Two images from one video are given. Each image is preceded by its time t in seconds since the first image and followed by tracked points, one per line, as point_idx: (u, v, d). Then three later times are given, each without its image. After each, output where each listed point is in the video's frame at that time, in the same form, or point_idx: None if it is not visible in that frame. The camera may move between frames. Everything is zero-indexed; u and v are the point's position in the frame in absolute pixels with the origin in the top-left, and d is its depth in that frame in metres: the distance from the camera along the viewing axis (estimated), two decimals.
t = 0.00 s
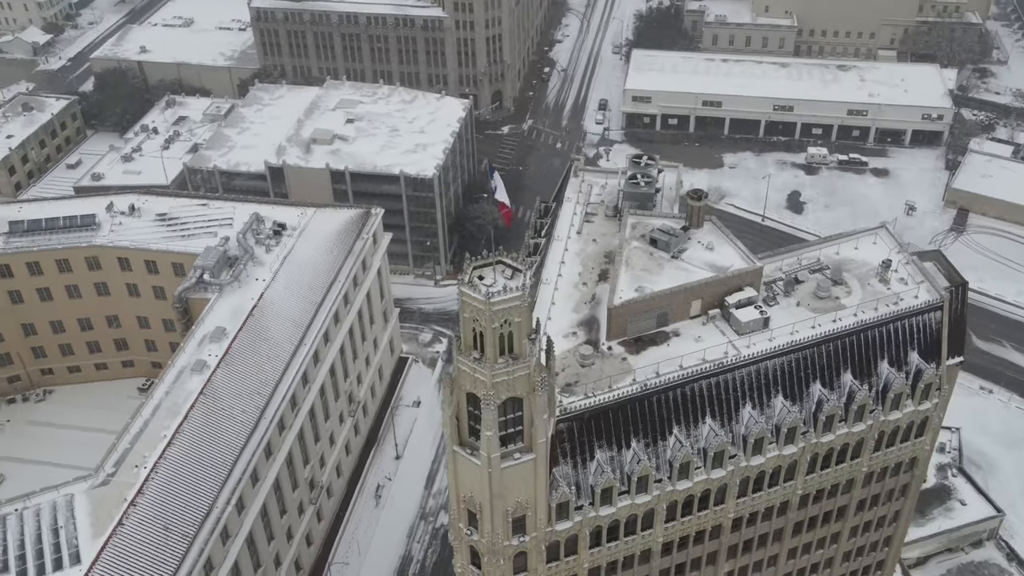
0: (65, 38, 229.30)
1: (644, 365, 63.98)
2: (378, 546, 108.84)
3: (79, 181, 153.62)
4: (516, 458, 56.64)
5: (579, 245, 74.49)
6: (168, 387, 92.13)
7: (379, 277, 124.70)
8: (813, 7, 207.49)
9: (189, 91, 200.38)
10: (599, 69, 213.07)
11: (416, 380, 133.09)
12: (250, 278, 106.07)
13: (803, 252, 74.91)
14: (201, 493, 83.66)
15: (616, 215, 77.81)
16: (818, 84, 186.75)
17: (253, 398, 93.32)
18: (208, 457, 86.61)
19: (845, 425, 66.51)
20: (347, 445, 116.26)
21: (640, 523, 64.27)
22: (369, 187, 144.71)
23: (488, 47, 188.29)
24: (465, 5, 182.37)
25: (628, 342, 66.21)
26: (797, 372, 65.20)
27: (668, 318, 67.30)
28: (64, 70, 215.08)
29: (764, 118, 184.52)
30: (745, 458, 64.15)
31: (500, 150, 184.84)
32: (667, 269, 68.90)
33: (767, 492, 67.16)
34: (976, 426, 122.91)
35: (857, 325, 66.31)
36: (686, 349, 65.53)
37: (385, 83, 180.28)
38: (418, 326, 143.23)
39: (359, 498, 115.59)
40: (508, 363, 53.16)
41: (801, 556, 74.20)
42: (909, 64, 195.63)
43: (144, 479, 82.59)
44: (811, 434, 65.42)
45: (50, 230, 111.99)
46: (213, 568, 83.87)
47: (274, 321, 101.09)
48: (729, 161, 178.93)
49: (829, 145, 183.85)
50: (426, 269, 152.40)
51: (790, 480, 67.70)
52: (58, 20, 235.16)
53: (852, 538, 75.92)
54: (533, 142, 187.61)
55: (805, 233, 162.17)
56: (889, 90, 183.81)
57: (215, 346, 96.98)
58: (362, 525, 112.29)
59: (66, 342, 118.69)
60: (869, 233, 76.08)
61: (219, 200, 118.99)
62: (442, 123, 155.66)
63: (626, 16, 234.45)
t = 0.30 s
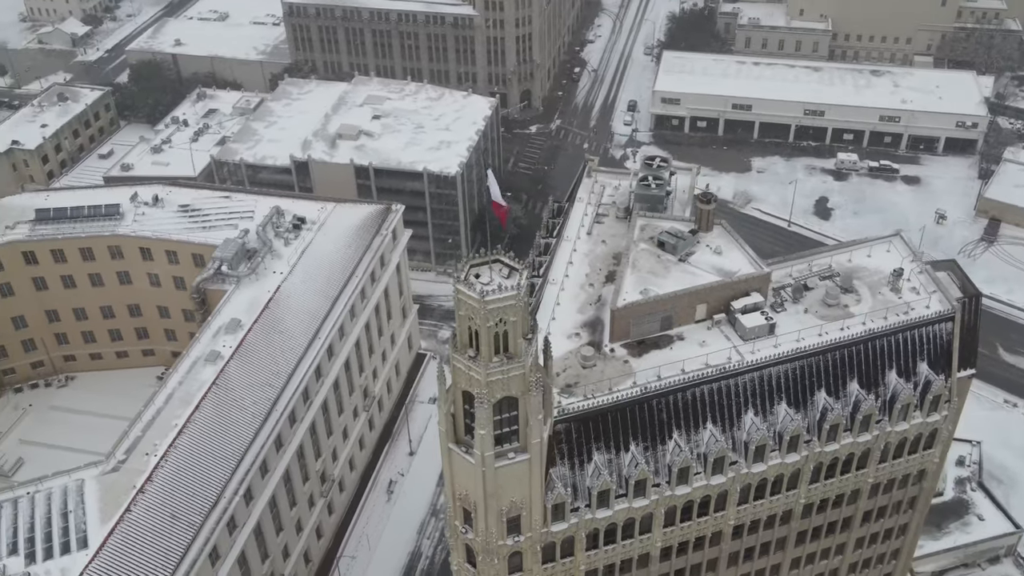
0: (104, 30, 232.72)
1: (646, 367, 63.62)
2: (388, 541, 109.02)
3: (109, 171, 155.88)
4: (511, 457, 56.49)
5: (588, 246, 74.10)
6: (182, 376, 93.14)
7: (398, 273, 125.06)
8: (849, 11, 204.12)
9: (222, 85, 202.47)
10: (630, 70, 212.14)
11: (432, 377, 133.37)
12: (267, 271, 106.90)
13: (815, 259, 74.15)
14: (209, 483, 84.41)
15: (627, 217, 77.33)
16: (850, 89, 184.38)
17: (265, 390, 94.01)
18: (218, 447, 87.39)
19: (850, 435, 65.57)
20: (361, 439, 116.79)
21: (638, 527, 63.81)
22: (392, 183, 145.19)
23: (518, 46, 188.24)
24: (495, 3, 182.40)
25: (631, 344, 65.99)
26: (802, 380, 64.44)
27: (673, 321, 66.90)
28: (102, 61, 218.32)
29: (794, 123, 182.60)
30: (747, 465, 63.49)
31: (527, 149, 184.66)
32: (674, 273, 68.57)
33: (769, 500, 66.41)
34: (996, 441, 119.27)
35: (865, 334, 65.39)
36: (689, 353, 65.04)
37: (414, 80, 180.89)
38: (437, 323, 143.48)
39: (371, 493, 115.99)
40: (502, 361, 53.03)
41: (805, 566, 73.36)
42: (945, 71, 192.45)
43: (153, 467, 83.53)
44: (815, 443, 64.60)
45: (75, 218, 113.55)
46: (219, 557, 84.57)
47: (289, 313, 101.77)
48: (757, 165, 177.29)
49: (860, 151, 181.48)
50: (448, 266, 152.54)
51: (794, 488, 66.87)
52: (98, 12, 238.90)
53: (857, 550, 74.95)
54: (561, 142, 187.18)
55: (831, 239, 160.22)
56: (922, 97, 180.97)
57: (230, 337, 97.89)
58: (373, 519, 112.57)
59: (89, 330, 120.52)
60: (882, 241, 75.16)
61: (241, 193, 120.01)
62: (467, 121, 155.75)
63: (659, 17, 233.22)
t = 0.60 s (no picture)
0: (137, 23, 235.45)
1: (644, 370, 63.32)
2: (395, 536, 109.25)
3: (135, 163, 157.77)
4: (503, 456, 56.36)
5: (594, 247, 73.75)
6: (192, 367, 94.01)
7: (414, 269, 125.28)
8: (882, 15, 201.75)
9: (250, 79, 204.20)
10: (657, 70, 211.06)
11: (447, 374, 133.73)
12: (282, 265, 107.57)
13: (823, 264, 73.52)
14: (215, 474, 85.08)
15: (635, 217, 76.84)
16: (879, 94, 182.03)
17: (275, 382, 94.56)
18: (224, 438, 88.04)
19: (852, 444, 64.69)
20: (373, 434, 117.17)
21: (633, 530, 63.44)
22: (412, 179, 145.53)
23: (544, 45, 187.97)
24: (522, 2, 182.24)
25: (631, 346, 65.79)
26: (803, 386, 63.72)
27: (674, 324, 66.62)
28: (134, 54, 220.96)
29: (821, 127, 180.67)
30: (744, 471, 62.90)
31: (551, 148, 184.35)
32: (677, 276, 68.36)
33: (768, 507, 65.73)
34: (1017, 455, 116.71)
35: (870, 342, 64.54)
36: (689, 356, 64.64)
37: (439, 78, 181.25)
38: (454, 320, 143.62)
39: (381, 488, 116.35)
40: (494, 360, 52.94)
41: None
42: (978, 77, 189.42)
43: (160, 456, 84.33)
44: (815, 451, 63.88)
45: (96, 208, 114.95)
46: (223, 547, 85.23)
47: (301, 307, 102.30)
48: (782, 169, 175.70)
49: (887, 157, 179.17)
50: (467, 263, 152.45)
51: (793, 496, 66.14)
52: (132, 6, 241.90)
53: (859, 560, 74.11)
54: (584, 142, 186.62)
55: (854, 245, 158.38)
56: (953, 103, 178.23)
57: (242, 329, 98.67)
58: (382, 514, 112.93)
59: (107, 318, 122.12)
60: (893, 248, 74.32)
61: (260, 186, 120.83)
62: (490, 119, 155.66)
63: (689, 18, 231.78)
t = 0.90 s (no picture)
0: (167, 16, 237.58)
1: (640, 372, 63.23)
2: (401, 532, 109.52)
3: (158, 155, 159.39)
4: (493, 455, 56.33)
5: (598, 247, 73.88)
6: (201, 358, 94.85)
7: (428, 266, 125.53)
8: (912, 19, 199.05)
9: (276, 74, 205.55)
10: (683, 71, 209.89)
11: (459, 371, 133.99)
12: (294, 259, 108.20)
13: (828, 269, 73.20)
14: (218, 465, 85.69)
15: (639, 218, 76.95)
16: (906, 99, 179.69)
17: (282, 375, 95.09)
18: (230, 429, 88.67)
19: (851, 452, 63.98)
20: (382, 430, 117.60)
21: (626, 533, 63.10)
22: (431, 176, 145.81)
23: (568, 45, 187.58)
24: (547, 1, 182.06)
25: (629, 348, 65.82)
26: (802, 392, 63.13)
27: (673, 326, 66.54)
28: (163, 47, 223.07)
29: (846, 131, 178.80)
30: (739, 477, 62.37)
31: (572, 148, 184.02)
32: (677, 277, 68.42)
33: (765, 514, 65.09)
34: None
35: (871, 350, 63.85)
36: (687, 360, 64.44)
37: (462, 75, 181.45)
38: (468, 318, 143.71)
39: (389, 484, 116.67)
40: (484, 358, 52.91)
41: None
42: (1009, 83, 186.26)
43: (165, 446, 85.13)
44: (813, 458, 63.19)
45: (115, 199, 116.22)
46: (225, 537, 85.85)
47: (311, 302, 102.80)
48: (805, 173, 174.08)
49: (913, 163, 176.83)
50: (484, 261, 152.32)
51: (791, 503, 65.47)
52: None
53: (859, 570, 73.33)
54: (606, 142, 186.00)
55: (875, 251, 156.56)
56: (981, 109, 175.49)
57: (251, 321, 99.38)
58: (389, 510, 113.23)
59: (124, 309, 123.55)
60: (900, 254, 73.79)
61: (277, 180, 121.63)
62: (510, 118, 155.49)
63: (717, 19, 230.16)
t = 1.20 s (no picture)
0: (202, 10, 239.95)
1: (640, 374, 63.60)
2: (410, 526, 109.75)
3: (186, 147, 161.17)
4: (486, 452, 56.55)
5: (605, 247, 74.24)
6: (214, 349, 95.85)
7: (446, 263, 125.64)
8: (947, 24, 195.80)
9: (306, 69, 206.88)
10: (712, 73, 208.48)
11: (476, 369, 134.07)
12: (311, 252, 108.84)
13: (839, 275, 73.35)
14: (227, 455, 86.32)
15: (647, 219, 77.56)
16: (938, 105, 176.88)
17: (294, 368, 95.65)
18: (239, 420, 89.29)
19: (854, 460, 63.43)
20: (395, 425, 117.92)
21: (623, 535, 62.83)
22: (452, 173, 146.05)
23: (596, 45, 186.99)
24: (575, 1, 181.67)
25: (630, 349, 66.42)
26: (804, 399, 62.64)
27: (675, 329, 66.96)
28: (196, 41, 225.36)
29: (875, 137, 176.54)
30: (738, 482, 61.98)
31: (598, 148, 183.56)
32: (682, 279, 69.05)
33: (765, 521, 64.49)
34: None
35: (876, 358, 63.33)
36: (688, 363, 64.73)
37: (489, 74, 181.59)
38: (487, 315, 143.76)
39: (400, 479, 116.88)
40: (477, 355, 53.21)
41: None
42: None
43: (174, 435, 85.94)
44: (814, 466, 62.63)
45: (138, 189, 117.51)
46: (232, 526, 86.58)
47: (326, 296, 103.30)
48: (832, 178, 172.15)
49: (943, 171, 174.11)
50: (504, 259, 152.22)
51: (792, 510, 64.83)
52: None
53: None
54: (632, 143, 185.16)
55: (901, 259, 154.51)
56: (1015, 117, 172.23)
57: (266, 314, 100.15)
58: (399, 505, 113.24)
59: (145, 297, 124.96)
60: (913, 262, 73.69)
61: (297, 173, 122.31)
62: (534, 117, 155.25)
63: (749, 21, 228.19)
